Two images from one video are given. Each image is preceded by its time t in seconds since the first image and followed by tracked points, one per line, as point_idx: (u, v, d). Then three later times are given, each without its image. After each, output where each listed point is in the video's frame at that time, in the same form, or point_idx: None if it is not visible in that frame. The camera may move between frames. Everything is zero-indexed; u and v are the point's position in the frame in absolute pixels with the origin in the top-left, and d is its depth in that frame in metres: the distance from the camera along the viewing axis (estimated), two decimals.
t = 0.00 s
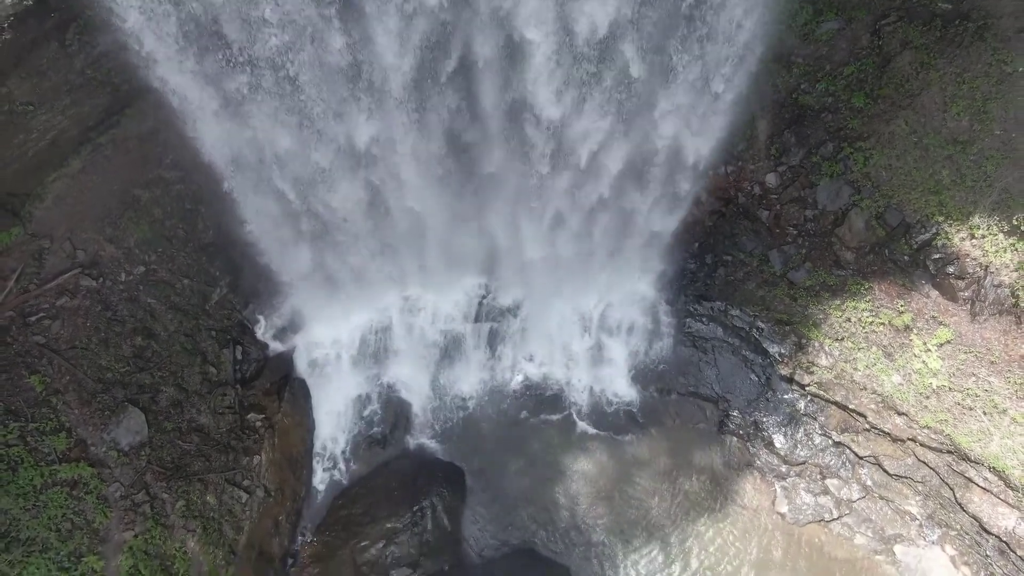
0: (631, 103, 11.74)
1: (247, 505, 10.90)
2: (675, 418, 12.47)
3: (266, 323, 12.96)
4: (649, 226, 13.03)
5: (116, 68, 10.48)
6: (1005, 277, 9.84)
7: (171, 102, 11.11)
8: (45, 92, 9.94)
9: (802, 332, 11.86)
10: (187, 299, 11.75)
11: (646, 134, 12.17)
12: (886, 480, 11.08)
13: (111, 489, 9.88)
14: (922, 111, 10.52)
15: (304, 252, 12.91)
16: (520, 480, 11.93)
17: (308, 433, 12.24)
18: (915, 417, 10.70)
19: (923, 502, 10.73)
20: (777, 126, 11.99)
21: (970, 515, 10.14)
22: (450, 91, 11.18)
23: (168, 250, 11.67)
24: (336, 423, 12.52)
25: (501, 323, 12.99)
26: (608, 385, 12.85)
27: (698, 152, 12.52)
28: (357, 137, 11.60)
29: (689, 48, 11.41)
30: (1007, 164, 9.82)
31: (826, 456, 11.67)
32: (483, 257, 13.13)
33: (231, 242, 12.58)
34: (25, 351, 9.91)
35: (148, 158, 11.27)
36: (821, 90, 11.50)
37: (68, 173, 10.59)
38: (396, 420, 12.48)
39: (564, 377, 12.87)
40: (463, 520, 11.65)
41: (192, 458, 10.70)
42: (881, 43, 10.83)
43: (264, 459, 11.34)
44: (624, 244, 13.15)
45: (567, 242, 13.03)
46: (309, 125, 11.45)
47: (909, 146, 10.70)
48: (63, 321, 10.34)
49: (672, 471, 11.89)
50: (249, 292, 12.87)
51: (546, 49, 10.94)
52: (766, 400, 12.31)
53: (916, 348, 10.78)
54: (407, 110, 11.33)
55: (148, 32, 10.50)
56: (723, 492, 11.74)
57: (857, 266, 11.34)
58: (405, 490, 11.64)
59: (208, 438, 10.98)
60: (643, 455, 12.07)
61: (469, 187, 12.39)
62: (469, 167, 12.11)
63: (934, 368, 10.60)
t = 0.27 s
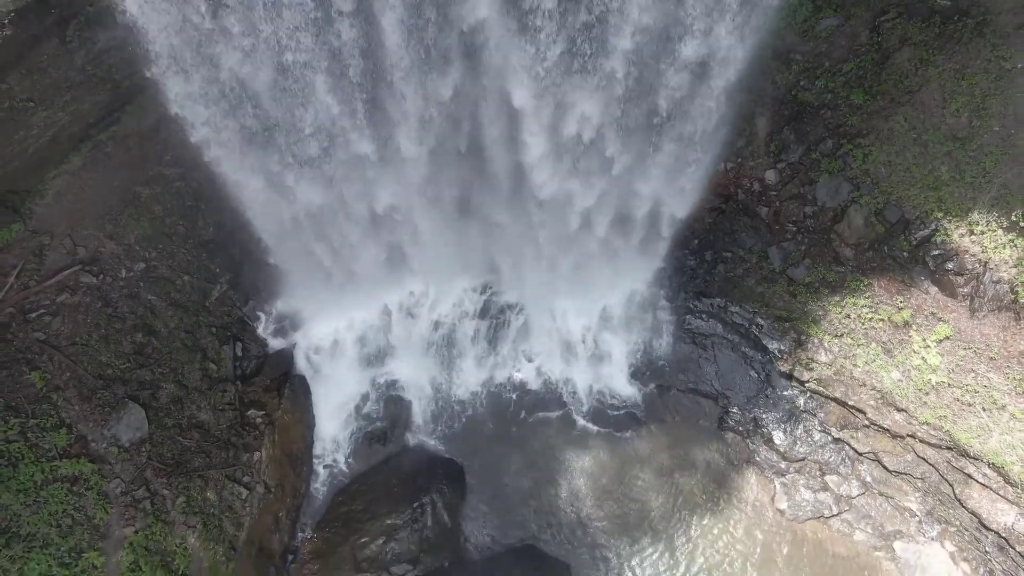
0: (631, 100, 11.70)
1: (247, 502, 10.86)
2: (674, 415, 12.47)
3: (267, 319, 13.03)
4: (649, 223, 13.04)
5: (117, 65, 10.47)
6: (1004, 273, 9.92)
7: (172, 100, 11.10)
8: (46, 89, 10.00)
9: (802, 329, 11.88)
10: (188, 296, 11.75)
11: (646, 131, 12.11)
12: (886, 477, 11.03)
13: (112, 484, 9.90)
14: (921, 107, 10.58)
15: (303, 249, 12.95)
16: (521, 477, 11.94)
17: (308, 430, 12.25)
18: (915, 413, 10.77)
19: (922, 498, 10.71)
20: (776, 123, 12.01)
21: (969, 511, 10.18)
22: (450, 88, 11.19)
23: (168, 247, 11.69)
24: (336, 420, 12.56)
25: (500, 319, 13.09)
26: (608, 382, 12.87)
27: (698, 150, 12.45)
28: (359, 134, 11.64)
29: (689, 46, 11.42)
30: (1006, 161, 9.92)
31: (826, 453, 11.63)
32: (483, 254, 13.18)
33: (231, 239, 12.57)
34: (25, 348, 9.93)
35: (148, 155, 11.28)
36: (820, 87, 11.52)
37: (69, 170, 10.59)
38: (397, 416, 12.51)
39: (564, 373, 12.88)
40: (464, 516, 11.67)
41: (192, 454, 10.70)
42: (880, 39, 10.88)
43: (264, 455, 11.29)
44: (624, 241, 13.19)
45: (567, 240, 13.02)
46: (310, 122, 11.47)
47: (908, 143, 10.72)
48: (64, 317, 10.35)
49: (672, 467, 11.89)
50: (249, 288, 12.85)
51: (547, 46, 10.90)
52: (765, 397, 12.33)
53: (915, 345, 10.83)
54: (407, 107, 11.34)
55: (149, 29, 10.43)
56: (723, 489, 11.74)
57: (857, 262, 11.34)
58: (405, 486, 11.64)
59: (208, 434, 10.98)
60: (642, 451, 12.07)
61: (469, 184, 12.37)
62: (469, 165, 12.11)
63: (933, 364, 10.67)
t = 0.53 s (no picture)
0: (632, 98, 11.64)
1: (248, 499, 10.85)
2: (675, 413, 12.45)
3: (267, 316, 13.04)
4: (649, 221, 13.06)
5: (118, 62, 10.45)
6: (1003, 271, 10.01)
7: (172, 97, 11.08)
8: (46, 86, 9.98)
9: (801, 326, 11.90)
10: (188, 293, 11.77)
11: (647, 129, 12.07)
12: (886, 473, 11.00)
13: (112, 481, 9.92)
14: (920, 104, 10.59)
15: (304, 246, 13.00)
16: (521, 474, 11.94)
17: (308, 428, 12.23)
18: (914, 410, 10.78)
19: (921, 495, 10.67)
20: (776, 121, 12.01)
21: (969, 508, 10.18)
22: (449, 86, 11.20)
23: (168, 244, 11.70)
24: (336, 417, 12.58)
25: (500, 317, 13.10)
26: (608, 379, 12.88)
27: (699, 145, 12.41)
28: (359, 132, 11.64)
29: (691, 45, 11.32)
30: (1005, 159, 9.93)
31: (826, 450, 11.60)
32: (484, 251, 13.34)
33: (231, 236, 12.52)
34: (25, 344, 9.99)
35: (148, 153, 11.31)
36: (820, 84, 11.52)
37: (69, 167, 10.66)
38: (397, 413, 12.52)
39: (564, 371, 12.88)
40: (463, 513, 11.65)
41: (192, 452, 10.68)
42: (879, 37, 10.92)
43: (264, 452, 11.28)
44: (624, 239, 13.22)
45: (568, 238, 13.08)
46: (310, 119, 11.46)
47: (907, 140, 10.74)
48: (64, 314, 10.38)
49: (671, 464, 11.90)
50: (249, 285, 12.83)
51: (547, 44, 10.85)
52: (765, 394, 12.33)
53: (914, 342, 10.89)
54: (407, 104, 11.33)
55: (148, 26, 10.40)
56: (722, 486, 11.75)
57: (856, 259, 11.37)
58: (404, 485, 11.49)
59: (208, 431, 10.97)
60: (642, 449, 12.09)
61: (469, 183, 12.42)
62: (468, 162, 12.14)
63: (933, 361, 10.72)
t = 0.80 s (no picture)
0: (631, 97, 11.71)
1: (247, 498, 10.84)
2: (674, 413, 12.43)
3: (266, 316, 13.03)
4: (649, 220, 13.03)
5: (118, 63, 10.46)
6: (1003, 270, 10.04)
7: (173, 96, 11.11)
8: (47, 86, 9.99)
9: (801, 325, 11.90)
10: (188, 292, 11.77)
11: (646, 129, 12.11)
12: (886, 473, 11.02)
13: (113, 481, 9.93)
14: (919, 103, 10.60)
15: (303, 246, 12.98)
16: (520, 474, 11.93)
17: (308, 427, 12.22)
18: (914, 409, 10.79)
19: (921, 494, 10.68)
20: (776, 120, 11.97)
21: (968, 507, 10.21)
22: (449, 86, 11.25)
23: (168, 244, 11.69)
24: (336, 416, 12.57)
25: (499, 317, 13.09)
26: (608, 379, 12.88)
27: (699, 144, 12.41)
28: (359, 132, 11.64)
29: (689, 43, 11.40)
30: (1005, 157, 9.95)
31: (826, 450, 11.61)
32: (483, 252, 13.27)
33: (233, 236, 12.62)
34: (25, 344, 10.01)
35: (149, 153, 11.31)
36: (819, 83, 11.52)
37: (69, 167, 10.67)
38: (397, 412, 12.54)
39: (564, 370, 12.89)
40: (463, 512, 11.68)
41: (192, 451, 10.67)
42: (879, 36, 10.96)
43: (264, 452, 11.27)
44: (624, 239, 13.17)
45: (567, 237, 13.10)
46: (310, 118, 11.46)
47: (907, 139, 10.74)
48: (64, 314, 10.40)
49: (671, 464, 11.91)
50: (249, 284, 12.89)
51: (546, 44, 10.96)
52: (765, 394, 12.33)
53: (914, 341, 10.88)
54: (407, 103, 11.38)
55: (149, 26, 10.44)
56: (722, 485, 11.72)
57: (856, 259, 11.38)
58: (405, 483, 11.57)
59: (208, 431, 10.96)
60: (642, 448, 12.09)
61: (468, 182, 12.41)
62: (469, 161, 12.13)
63: (932, 360, 10.72)
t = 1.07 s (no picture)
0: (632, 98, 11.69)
1: (247, 499, 10.82)
2: (674, 413, 12.38)
3: (266, 317, 13.04)
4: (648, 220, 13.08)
5: (115, 63, 10.40)
6: (1003, 270, 10.14)
7: (172, 98, 11.16)
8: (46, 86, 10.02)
9: (801, 325, 11.89)
10: (188, 293, 11.80)
11: (646, 129, 12.16)
12: (886, 473, 10.96)
13: (112, 481, 9.92)
14: (919, 104, 10.62)
15: (304, 244, 13.14)
16: (520, 474, 11.93)
17: (308, 428, 12.23)
18: (914, 409, 10.84)
19: (920, 494, 10.64)
20: (776, 120, 12.02)
21: (968, 507, 10.27)
22: (449, 87, 11.18)
23: (168, 244, 11.76)
24: (336, 417, 12.58)
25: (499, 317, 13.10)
26: (608, 380, 12.85)
27: (699, 145, 12.47)
28: (360, 132, 11.61)
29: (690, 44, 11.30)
30: (1006, 158, 10.04)
31: (825, 450, 11.54)
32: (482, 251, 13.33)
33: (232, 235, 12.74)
34: (25, 345, 10.00)
35: (148, 154, 11.44)
36: (819, 83, 11.51)
37: (68, 167, 10.74)
38: (397, 413, 12.54)
39: (564, 371, 12.85)
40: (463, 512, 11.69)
41: (192, 451, 10.65)
42: (879, 37, 10.94)
43: (264, 452, 11.23)
44: (623, 239, 13.21)
45: (566, 237, 13.13)
46: (310, 119, 11.45)
47: (907, 139, 10.74)
48: (64, 314, 10.39)
49: (671, 465, 11.84)
50: (249, 284, 12.97)
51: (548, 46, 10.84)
52: (764, 394, 12.27)
53: (914, 341, 10.92)
54: (407, 104, 11.33)
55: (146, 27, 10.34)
56: (722, 486, 11.70)
57: (855, 259, 11.39)
58: (405, 482, 11.61)
59: (208, 431, 10.95)
60: (641, 449, 12.03)
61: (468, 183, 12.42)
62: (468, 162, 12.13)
63: (932, 360, 10.77)
